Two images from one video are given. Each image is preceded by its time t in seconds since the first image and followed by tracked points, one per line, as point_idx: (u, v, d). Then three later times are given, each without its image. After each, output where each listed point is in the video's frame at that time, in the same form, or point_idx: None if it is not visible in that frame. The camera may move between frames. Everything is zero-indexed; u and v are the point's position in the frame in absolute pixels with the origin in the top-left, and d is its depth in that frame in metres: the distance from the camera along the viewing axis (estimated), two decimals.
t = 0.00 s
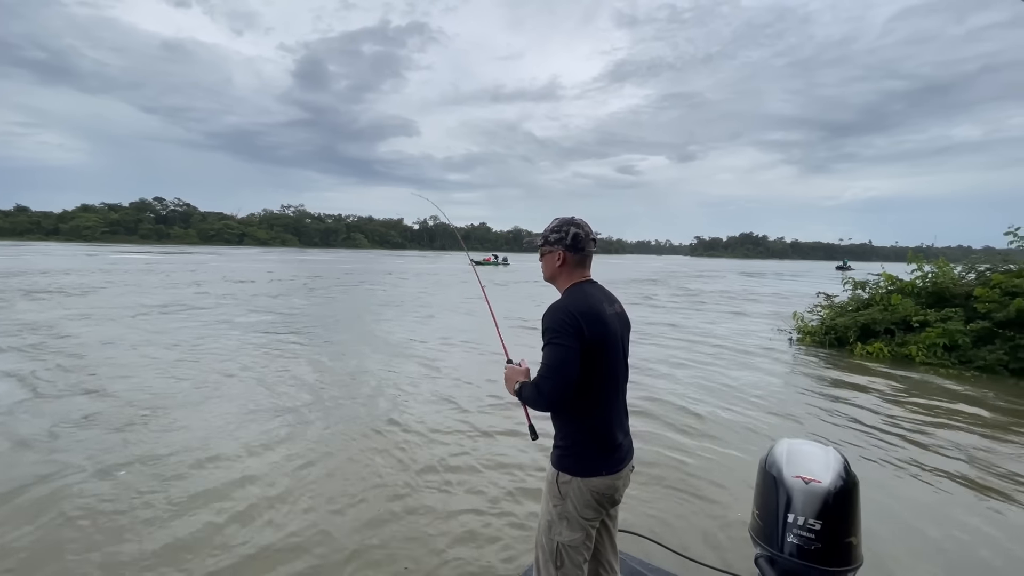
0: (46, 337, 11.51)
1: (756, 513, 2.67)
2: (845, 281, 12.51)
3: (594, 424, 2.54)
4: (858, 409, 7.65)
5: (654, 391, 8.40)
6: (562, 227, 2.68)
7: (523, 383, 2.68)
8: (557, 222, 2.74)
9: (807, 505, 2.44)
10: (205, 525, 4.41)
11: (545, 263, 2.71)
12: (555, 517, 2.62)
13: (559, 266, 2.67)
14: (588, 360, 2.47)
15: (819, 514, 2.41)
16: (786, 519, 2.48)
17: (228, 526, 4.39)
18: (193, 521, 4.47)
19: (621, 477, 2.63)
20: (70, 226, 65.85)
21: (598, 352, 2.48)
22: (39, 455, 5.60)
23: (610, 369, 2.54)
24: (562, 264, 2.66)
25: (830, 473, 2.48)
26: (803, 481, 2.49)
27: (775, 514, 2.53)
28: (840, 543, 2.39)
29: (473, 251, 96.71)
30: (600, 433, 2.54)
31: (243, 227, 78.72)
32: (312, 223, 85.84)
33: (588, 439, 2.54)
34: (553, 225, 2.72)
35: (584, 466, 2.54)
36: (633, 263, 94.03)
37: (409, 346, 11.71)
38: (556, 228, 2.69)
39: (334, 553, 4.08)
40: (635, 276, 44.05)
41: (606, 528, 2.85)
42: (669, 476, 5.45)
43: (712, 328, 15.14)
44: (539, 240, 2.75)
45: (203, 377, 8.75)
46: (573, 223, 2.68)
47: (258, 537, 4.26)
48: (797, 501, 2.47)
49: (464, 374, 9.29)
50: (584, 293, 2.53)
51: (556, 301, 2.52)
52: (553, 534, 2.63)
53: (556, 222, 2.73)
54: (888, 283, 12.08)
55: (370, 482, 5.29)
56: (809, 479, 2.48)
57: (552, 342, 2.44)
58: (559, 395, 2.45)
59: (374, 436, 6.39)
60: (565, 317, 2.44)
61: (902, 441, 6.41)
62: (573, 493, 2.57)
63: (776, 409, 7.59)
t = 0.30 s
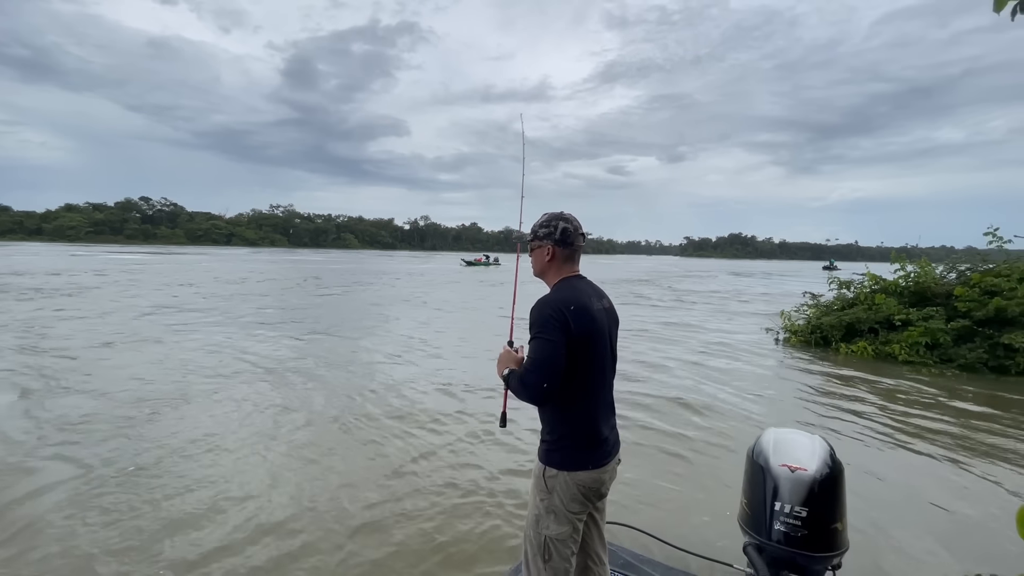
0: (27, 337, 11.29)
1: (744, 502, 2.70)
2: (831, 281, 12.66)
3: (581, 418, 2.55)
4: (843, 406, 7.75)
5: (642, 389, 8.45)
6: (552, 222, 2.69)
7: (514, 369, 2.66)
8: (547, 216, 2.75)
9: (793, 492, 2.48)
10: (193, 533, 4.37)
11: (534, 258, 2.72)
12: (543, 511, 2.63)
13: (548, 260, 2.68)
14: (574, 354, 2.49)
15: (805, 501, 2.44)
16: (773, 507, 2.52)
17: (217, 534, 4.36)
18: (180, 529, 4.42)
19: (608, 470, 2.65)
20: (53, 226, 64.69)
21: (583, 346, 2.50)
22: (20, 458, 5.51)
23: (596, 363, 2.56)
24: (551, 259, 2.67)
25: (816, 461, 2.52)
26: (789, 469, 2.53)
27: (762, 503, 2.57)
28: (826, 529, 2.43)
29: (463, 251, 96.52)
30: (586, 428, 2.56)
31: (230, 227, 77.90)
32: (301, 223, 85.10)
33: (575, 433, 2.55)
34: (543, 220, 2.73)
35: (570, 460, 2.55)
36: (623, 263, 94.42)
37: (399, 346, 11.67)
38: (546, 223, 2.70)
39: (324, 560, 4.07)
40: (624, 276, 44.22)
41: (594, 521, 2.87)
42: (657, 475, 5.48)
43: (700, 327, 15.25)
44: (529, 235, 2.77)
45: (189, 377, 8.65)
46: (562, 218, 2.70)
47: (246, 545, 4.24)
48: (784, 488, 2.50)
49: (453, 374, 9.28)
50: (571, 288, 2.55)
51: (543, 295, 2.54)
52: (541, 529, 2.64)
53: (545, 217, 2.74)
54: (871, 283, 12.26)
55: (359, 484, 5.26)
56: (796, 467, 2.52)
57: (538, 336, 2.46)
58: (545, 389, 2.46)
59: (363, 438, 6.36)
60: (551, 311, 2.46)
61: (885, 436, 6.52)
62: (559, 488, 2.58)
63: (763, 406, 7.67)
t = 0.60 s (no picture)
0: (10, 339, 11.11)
1: (734, 498, 2.72)
2: (818, 281, 12.80)
3: (571, 419, 2.57)
4: (831, 404, 7.85)
5: (633, 388, 8.49)
6: (545, 222, 2.70)
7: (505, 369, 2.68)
8: (540, 217, 2.76)
9: (782, 486, 2.51)
10: (182, 537, 4.33)
11: (528, 258, 2.74)
12: (533, 513, 2.64)
13: (541, 261, 2.70)
14: (564, 356, 2.51)
15: (793, 495, 2.48)
16: (762, 502, 2.55)
17: (206, 538, 4.31)
18: (169, 532, 4.37)
19: (598, 472, 2.66)
20: (37, 226, 63.59)
21: (573, 348, 2.51)
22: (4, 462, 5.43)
23: (586, 364, 2.57)
24: (545, 259, 2.69)
25: (804, 455, 2.56)
26: (778, 464, 2.56)
27: (751, 498, 2.60)
28: (814, 523, 2.46)
29: (455, 252, 96.31)
30: (576, 430, 2.57)
31: (219, 226, 77.14)
32: (291, 223, 84.41)
33: (564, 435, 2.57)
34: (536, 221, 2.75)
35: (560, 462, 2.57)
36: (614, 263, 94.75)
37: (390, 346, 11.62)
38: (539, 223, 2.72)
39: (315, 562, 4.04)
40: (615, 276, 44.35)
41: (586, 523, 2.88)
42: (648, 473, 5.51)
43: (690, 327, 15.34)
44: (522, 235, 2.78)
45: (178, 379, 8.56)
46: (555, 219, 2.71)
47: (237, 547, 4.21)
48: (773, 483, 2.54)
49: (444, 374, 9.26)
50: (563, 289, 2.57)
51: (535, 296, 2.56)
52: (531, 530, 2.66)
53: (539, 218, 2.76)
54: (858, 282, 12.41)
55: (351, 485, 5.23)
56: (784, 462, 2.56)
57: (528, 337, 2.47)
58: (534, 391, 2.47)
59: (354, 439, 6.31)
60: (542, 312, 2.47)
61: (872, 434, 6.61)
62: (549, 490, 2.59)
63: (752, 404, 7.75)
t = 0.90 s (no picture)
0: None
1: (725, 500, 2.74)
2: (807, 281, 12.92)
3: (563, 423, 2.57)
4: (820, 403, 7.92)
5: (624, 389, 8.51)
6: (539, 226, 2.71)
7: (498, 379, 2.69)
8: (534, 221, 2.77)
9: (773, 489, 2.54)
10: (171, 539, 4.28)
11: (522, 262, 2.75)
12: (526, 517, 2.65)
13: (535, 264, 2.71)
14: (556, 359, 2.52)
15: (784, 498, 2.50)
16: (753, 505, 2.57)
17: (196, 539, 4.27)
18: (158, 534, 4.32)
19: (592, 476, 2.67)
20: (21, 226, 62.59)
21: (566, 351, 2.52)
22: None
23: (579, 368, 2.58)
24: (538, 263, 2.70)
25: (794, 459, 2.59)
26: (769, 467, 2.59)
27: (743, 501, 2.61)
28: (804, 526, 2.48)
29: (447, 252, 96.10)
30: (569, 434, 2.58)
31: (209, 227, 76.45)
32: (282, 223, 83.80)
33: (557, 439, 2.57)
34: (530, 224, 2.76)
35: (553, 466, 2.57)
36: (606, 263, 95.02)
37: (381, 347, 11.57)
38: (532, 227, 2.73)
39: (307, 564, 4.01)
40: (607, 277, 44.46)
41: (578, 527, 2.89)
42: (641, 473, 5.53)
43: (681, 327, 15.41)
44: (516, 239, 2.79)
45: (167, 381, 8.47)
46: (549, 222, 2.72)
47: (228, 548, 4.17)
48: (764, 485, 2.56)
49: (436, 375, 9.24)
50: (556, 293, 2.58)
51: (528, 300, 2.56)
52: (524, 535, 2.66)
53: (532, 222, 2.77)
54: (845, 282, 12.54)
55: (344, 486, 5.20)
56: (775, 465, 2.58)
57: (521, 341, 2.48)
58: (527, 395, 2.48)
59: (346, 440, 6.28)
60: (535, 316, 2.48)
61: (860, 433, 6.68)
62: (542, 494, 2.60)
63: (742, 404, 7.81)
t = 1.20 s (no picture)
0: None
1: (718, 507, 2.76)
2: (797, 281, 13.03)
3: (562, 428, 2.58)
4: (810, 403, 7.99)
5: (617, 389, 8.53)
6: (536, 229, 2.72)
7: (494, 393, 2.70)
8: (532, 224, 2.78)
9: (766, 497, 2.55)
10: (164, 543, 4.23)
11: (520, 265, 2.75)
12: (522, 521, 2.65)
13: (533, 268, 2.71)
14: (555, 364, 2.52)
15: (776, 506, 2.52)
16: (746, 512, 2.58)
17: (188, 543, 4.22)
18: (150, 537, 4.28)
19: (590, 481, 2.67)
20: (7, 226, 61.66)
21: (564, 356, 2.53)
22: None
23: (578, 373, 2.58)
24: (536, 266, 2.70)
25: (787, 467, 2.60)
26: (762, 475, 2.61)
27: (736, 508, 2.63)
28: (796, 533, 2.50)
29: (440, 253, 95.88)
30: (568, 438, 2.58)
31: (199, 226, 75.86)
32: (273, 223, 83.19)
33: (556, 444, 2.58)
34: (527, 228, 2.76)
35: (551, 471, 2.58)
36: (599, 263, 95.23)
37: (374, 348, 11.52)
38: (530, 230, 2.73)
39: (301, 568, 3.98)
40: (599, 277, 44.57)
41: (574, 532, 2.89)
42: (635, 473, 5.54)
43: (673, 327, 15.47)
44: (513, 242, 2.79)
45: (158, 381, 8.39)
46: (546, 226, 2.73)
47: (221, 553, 4.13)
48: (757, 493, 2.58)
49: (429, 376, 9.22)
50: (555, 297, 2.59)
51: (526, 304, 2.57)
52: (520, 539, 2.67)
53: (530, 225, 2.77)
54: (835, 283, 12.66)
55: (337, 489, 5.16)
56: (768, 472, 2.60)
57: (520, 345, 2.49)
58: (525, 399, 2.49)
59: (339, 442, 6.24)
60: (534, 320, 2.49)
61: (850, 433, 6.75)
62: (540, 498, 2.61)
63: (734, 404, 7.86)
